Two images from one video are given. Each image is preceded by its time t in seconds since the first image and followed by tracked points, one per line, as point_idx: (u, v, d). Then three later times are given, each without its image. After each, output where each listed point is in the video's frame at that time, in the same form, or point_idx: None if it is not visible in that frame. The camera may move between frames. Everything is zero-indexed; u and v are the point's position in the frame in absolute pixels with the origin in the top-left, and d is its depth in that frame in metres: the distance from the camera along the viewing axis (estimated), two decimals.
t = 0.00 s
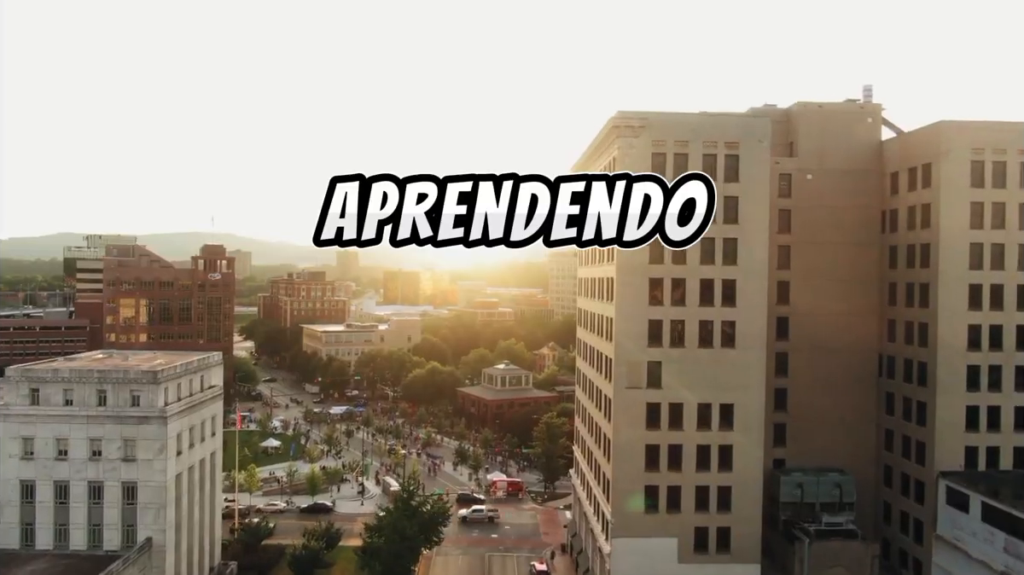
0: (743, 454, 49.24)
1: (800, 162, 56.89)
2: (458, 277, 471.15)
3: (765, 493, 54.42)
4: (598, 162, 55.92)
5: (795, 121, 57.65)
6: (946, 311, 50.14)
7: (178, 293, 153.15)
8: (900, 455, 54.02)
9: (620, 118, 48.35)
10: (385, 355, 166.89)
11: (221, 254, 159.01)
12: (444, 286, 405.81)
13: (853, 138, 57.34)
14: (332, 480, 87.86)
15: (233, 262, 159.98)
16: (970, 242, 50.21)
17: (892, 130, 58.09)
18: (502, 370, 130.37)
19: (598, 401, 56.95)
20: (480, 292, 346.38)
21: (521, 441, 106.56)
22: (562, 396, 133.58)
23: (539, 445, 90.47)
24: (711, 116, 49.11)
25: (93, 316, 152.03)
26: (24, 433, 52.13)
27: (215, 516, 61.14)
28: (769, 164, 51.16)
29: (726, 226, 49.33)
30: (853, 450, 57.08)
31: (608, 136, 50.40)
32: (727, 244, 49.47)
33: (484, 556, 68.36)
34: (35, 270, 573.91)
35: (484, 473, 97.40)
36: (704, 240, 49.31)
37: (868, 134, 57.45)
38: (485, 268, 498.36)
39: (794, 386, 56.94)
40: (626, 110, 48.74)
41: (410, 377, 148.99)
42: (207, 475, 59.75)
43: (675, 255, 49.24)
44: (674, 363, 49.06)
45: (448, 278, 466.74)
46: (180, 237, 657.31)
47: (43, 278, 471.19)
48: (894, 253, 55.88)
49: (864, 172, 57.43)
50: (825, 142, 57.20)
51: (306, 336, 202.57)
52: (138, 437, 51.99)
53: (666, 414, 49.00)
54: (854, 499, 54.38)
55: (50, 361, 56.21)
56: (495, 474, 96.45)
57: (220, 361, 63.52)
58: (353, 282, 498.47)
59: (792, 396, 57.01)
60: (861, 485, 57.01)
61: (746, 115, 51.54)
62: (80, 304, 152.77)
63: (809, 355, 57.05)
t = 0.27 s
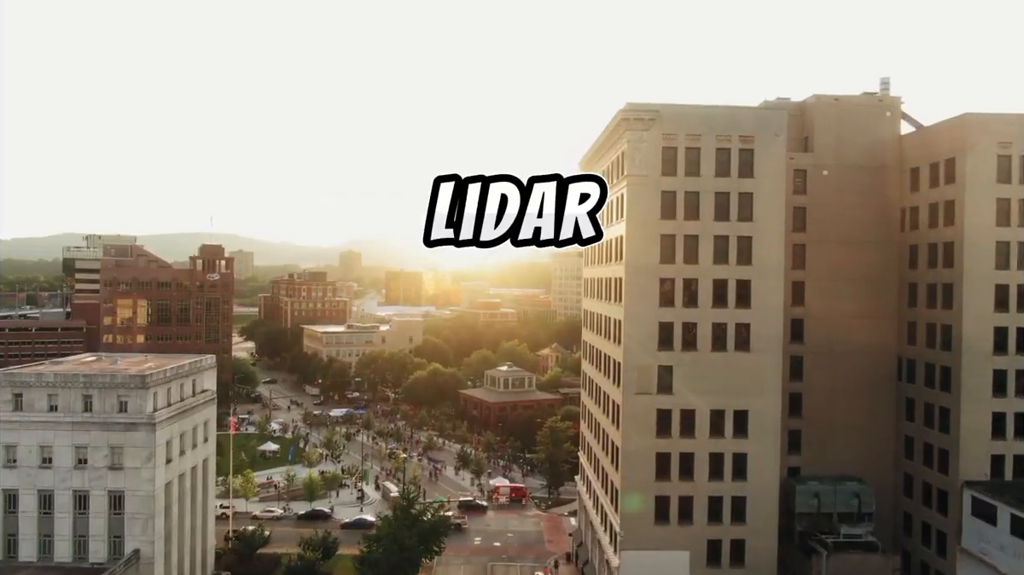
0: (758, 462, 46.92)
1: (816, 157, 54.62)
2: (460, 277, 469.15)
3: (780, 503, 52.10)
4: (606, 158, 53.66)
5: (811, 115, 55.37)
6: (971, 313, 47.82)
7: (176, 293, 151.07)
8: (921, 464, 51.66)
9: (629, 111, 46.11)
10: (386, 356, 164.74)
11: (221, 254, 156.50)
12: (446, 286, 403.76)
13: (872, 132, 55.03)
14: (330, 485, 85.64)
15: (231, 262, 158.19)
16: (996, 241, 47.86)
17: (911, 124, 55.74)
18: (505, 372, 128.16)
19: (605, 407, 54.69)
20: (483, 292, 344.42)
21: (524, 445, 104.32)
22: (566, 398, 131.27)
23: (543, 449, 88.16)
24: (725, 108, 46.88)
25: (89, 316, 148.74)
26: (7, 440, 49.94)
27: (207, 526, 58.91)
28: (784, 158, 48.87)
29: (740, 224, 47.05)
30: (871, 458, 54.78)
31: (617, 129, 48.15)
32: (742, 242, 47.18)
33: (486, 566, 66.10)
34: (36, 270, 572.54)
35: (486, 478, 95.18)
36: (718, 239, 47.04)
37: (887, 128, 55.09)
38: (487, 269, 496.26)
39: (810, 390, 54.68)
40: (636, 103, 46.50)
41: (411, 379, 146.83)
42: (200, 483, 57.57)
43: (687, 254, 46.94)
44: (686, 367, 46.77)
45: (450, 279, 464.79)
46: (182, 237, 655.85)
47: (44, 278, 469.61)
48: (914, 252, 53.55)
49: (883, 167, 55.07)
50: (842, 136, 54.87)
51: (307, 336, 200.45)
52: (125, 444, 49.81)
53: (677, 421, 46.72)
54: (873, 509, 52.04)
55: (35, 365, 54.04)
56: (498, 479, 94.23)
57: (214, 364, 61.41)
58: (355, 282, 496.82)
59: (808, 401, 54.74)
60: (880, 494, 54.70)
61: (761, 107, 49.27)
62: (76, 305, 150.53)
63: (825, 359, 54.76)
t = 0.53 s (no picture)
0: (772, 470, 44.91)
1: (831, 153, 52.66)
2: (462, 277, 467.58)
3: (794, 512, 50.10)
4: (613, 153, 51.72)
5: (825, 108, 53.37)
6: (995, 315, 45.76)
7: (174, 294, 149.40)
8: (941, 471, 49.66)
9: (638, 103, 44.15)
10: (387, 358, 162.90)
11: (219, 254, 154.72)
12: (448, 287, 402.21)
13: (889, 127, 53.02)
14: (329, 491, 83.71)
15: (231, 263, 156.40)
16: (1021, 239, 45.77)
17: (930, 118, 53.70)
18: (507, 374, 126.29)
19: (612, 412, 52.72)
20: (485, 292, 342.80)
21: (527, 448, 102.43)
22: (569, 400, 129.35)
23: (546, 453, 86.23)
24: (738, 101, 44.91)
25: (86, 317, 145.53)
26: None
27: (201, 534, 57.03)
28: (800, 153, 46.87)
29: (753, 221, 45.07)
30: (888, 465, 52.78)
31: (625, 123, 46.17)
32: (755, 241, 45.20)
33: None
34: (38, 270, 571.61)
35: (488, 483, 93.24)
36: (730, 237, 45.06)
37: (904, 122, 53.05)
38: (489, 269, 494.54)
39: (824, 395, 52.71)
40: (645, 95, 44.49)
41: (412, 380, 144.97)
42: (193, 490, 55.65)
43: (698, 253, 44.99)
44: (697, 371, 44.80)
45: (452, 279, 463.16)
46: (183, 237, 654.70)
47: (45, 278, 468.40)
48: (933, 251, 51.50)
49: (900, 163, 53.05)
50: (858, 131, 52.87)
51: (308, 337, 198.67)
52: (113, 451, 47.93)
53: (687, 427, 44.75)
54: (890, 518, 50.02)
55: (21, 368, 52.19)
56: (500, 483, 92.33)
57: (208, 366, 59.61)
58: (357, 282, 495.46)
59: (822, 405, 52.77)
60: (897, 502, 52.70)
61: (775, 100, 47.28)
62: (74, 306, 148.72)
63: (840, 362, 52.80)
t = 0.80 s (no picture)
0: (788, 479, 42.92)
1: (847, 148, 50.69)
2: (464, 277, 465.92)
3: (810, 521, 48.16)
4: (620, 148, 49.74)
5: (841, 102, 51.38)
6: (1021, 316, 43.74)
7: (173, 294, 147.74)
8: (963, 480, 47.67)
9: (647, 95, 42.19)
10: (388, 359, 161.03)
11: (219, 253, 152.85)
12: (450, 287, 400.65)
13: (907, 120, 51.01)
14: (328, 496, 81.79)
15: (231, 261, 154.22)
16: None
17: (950, 111, 51.64)
18: (510, 375, 124.41)
19: (619, 416, 50.74)
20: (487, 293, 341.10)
21: (530, 452, 100.52)
22: (573, 402, 127.42)
23: (550, 457, 84.28)
24: (752, 93, 42.96)
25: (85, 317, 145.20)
26: None
27: (194, 543, 55.11)
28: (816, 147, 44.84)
29: (767, 219, 43.09)
30: (906, 472, 50.81)
31: (633, 116, 44.17)
32: (770, 239, 43.20)
33: None
34: (40, 270, 571.64)
35: (491, 487, 91.30)
36: (744, 235, 43.07)
37: (924, 115, 51.00)
38: (491, 269, 492.70)
39: (840, 399, 50.79)
40: (654, 87, 42.51)
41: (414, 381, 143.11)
42: (186, 497, 53.78)
43: (710, 252, 43.02)
44: (709, 375, 42.83)
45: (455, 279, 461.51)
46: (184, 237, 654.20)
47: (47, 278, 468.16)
48: (954, 250, 49.47)
49: (919, 158, 51.02)
50: (875, 125, 50.88)
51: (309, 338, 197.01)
52: (100, 459, 46.07)
53: (699, 434, 42.78)
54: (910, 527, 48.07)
55: (7, 372, 50.34)
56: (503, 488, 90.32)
57: (202, 369, 57.79)
58: (359, 282, 494.18)
59: (838, 410, 50.83)
60: (917, 511, 50.73)
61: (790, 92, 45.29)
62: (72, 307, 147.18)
63: (856, 365, 50.87)
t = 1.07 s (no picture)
0: (809, 491, 40.58)
1: (868, 142, 48.39)
2: (468, 277, 463.83)
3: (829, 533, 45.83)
4: (630, 142, 47.52)
5: (861, 94, 49.08)
6: None
7: (171, 295, 145.71)
8: (990, 491, 45.30)
9: (659, 85, 39.92)
10: (390, 360, 158.86)
11: (219, 253, 150.43)
12: (453, 287, 398.44)
13: (931, 113, 48.64)
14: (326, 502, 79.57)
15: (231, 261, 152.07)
16: None
17: (976, 104, 49.27)
18: (514, 377, 122.15)
19: (628, 424, 48.46)
20: (490, 293, 339.07)
21: (534, 456, 98.29)
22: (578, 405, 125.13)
23: (555, 463, 82.09)
24: (770, 82, 40.64)
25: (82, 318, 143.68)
26: None
27: (184, 555, 52.85)
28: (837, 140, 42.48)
29: (787, 216, 40.78)
30: (930, 482, 48.44)
31: (644, 107, 41.91)
32: (789, 237, 40.89)
33: None
34: (42, 270, 570.67)
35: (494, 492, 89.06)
36: (762, 232, 40.78)
37: (949, 108, 48.62)
38: (494, 269, 490.38)
39: (861, 405, 48.48)
40: (667, 76, 40.25)
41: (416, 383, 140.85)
42: (176, 507, 51.55)
43: (725, 251, 40.73)
44: (725, 381, 40.52)
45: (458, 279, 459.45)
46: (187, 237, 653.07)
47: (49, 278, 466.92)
48: (981, 249, 47.06)
49: (944, 153, 48.63)
50: (897, 118, 48.54)
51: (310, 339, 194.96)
52: (84, 468, 43.88)
53: (714, 443, 40.47)
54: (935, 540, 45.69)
55: None
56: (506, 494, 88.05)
57: (195, 373, 55.61)
58: (362, 282, 492.42)
59: (858, 417, 48.53)
60: (941, 523, 48.35)
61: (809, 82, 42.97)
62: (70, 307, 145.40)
63: (877, 369, 48.59)
